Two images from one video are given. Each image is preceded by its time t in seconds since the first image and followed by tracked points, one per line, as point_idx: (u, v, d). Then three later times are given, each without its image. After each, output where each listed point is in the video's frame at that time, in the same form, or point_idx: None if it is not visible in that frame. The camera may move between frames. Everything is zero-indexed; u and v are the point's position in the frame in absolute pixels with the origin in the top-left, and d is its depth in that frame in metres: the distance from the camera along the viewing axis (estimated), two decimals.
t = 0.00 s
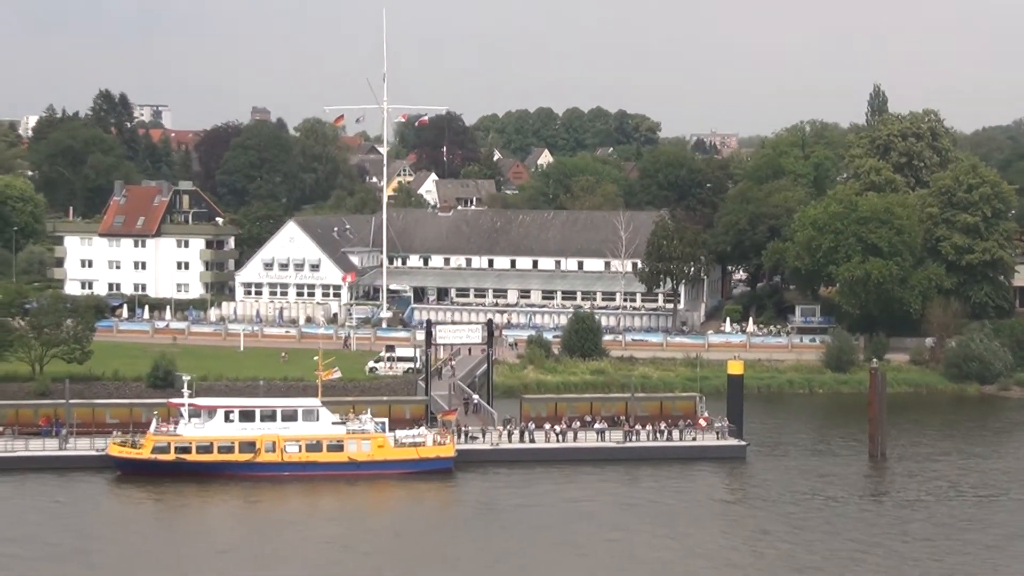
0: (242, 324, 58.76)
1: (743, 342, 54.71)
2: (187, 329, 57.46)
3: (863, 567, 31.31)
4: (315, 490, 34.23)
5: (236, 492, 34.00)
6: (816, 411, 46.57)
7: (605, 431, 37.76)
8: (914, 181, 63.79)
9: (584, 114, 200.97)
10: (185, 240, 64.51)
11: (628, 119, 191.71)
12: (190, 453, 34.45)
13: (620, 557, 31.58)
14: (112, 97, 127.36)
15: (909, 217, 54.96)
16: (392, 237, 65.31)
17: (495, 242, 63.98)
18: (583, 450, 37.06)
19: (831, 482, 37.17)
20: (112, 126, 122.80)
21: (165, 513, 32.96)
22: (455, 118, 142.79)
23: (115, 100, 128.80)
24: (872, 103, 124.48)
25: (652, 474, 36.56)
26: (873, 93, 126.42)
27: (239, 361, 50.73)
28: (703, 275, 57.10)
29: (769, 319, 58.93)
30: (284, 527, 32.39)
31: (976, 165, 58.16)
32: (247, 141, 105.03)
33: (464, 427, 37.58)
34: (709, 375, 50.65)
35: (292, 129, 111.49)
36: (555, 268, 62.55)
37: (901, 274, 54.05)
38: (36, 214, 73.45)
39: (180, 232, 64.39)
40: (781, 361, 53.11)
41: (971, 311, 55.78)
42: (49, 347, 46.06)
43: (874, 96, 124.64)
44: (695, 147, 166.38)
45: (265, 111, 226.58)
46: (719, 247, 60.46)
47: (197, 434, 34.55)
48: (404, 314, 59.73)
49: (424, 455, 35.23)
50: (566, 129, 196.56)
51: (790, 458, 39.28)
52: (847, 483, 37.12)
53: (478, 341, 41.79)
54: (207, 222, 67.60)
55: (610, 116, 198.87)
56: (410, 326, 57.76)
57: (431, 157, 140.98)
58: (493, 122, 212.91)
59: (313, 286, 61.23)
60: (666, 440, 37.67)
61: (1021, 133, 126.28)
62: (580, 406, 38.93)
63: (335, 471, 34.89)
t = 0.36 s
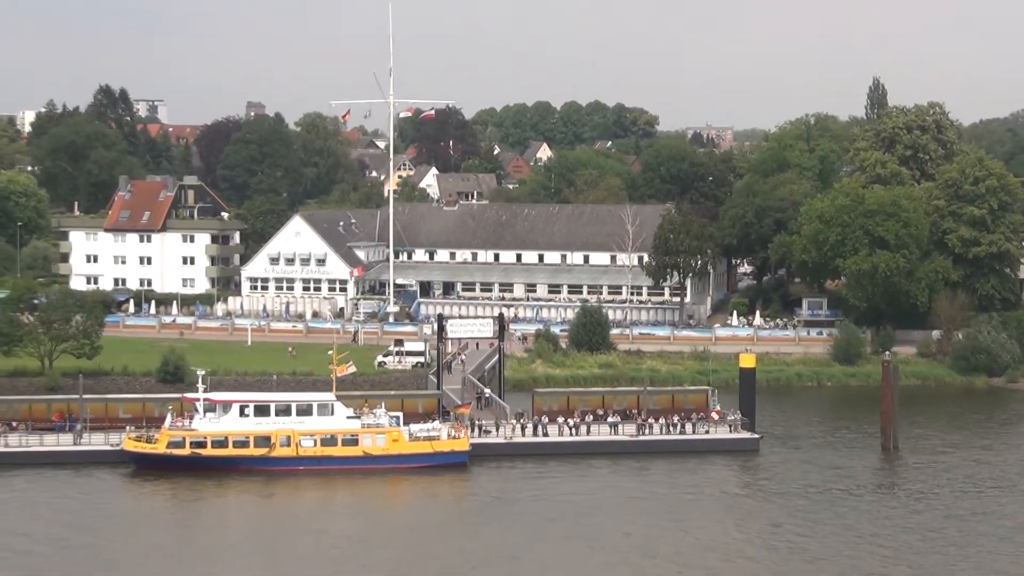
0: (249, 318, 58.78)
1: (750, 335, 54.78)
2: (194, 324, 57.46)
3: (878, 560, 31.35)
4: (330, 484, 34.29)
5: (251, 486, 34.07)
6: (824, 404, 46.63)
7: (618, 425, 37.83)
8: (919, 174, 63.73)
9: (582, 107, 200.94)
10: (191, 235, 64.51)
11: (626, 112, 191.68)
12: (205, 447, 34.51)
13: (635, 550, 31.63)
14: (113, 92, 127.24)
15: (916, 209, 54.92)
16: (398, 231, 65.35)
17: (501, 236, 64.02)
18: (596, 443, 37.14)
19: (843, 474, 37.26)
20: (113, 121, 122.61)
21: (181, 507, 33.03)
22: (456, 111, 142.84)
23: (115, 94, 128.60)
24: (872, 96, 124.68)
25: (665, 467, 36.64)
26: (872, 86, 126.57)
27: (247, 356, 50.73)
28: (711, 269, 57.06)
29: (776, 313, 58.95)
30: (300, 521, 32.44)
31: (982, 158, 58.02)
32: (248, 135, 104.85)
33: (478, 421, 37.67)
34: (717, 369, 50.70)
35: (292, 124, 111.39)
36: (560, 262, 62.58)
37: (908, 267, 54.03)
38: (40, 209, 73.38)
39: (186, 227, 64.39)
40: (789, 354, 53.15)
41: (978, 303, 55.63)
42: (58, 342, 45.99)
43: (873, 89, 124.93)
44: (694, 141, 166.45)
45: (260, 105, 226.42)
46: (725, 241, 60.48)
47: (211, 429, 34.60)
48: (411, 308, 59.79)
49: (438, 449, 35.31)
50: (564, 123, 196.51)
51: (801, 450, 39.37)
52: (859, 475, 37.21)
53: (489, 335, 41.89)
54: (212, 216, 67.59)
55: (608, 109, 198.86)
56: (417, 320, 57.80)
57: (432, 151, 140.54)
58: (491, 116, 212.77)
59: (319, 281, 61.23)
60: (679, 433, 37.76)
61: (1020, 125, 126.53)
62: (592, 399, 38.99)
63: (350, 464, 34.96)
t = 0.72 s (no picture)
0: (253, 308, 58.77)
1: (754, 324, 54.89)
2: (198, 314, 57.44)
3: (890, 548, 31.46)
4: (342, 473, 34.40)
5: (263, 475, 34.17)
6: (830, 393, 46.77)
7: (627, 414, 37.94)
8: (921, 164, 63.73)
9: (576, 97, 200.86)
10: (193, 225, 64.53)
11: (621, 102, 191.49)
12: (216, 437, 34.59)
13: (647, 539, 31.71)
14: (110, 82, 127.00)
15: (920, 199, 54.91)
16: (401, 221, 65.39)
17: (503, 226, 64.05)
18: (606, 432, 37.26)
19: (851, 462, 37.39)
20: (110, 110, 122.36)
21: (193, 497, 33.08)
22: (453, 101, 142.76)
23: (112, 84, 128.33)
24: (868, 86, 124.74)
25: (674, 456, 36.78)
26: (868, 74, 126.61)
27: (253, 345, 50.80)
28: (714, 258, 57.11)
29: (778, 302, 59.03)
30: (312, 511, 32.50)
31: (985, 147, 58.00)
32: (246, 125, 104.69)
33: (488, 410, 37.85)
34: (722, 358, 50.78)
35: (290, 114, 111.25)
36: (563, 252, 62.64)
37: (912, 257, 54.09)
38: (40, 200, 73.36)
39: (188, 217, 64.42)
40: (792, 343, 53.25)
41: (980, 292, 55.67)
42: (64, 332, 45.96)
43: (868, 78, 124.93)
44: (690, 130, 166.49)
45: (254, 95, 226.01)
46: (728, 230, 60.54)
47: (223, 418, 34.67)
48: (414, 297, 59.82)
49: (449, 438, 35.44)
50: (559, 112, 196.34)
51: (809, 439, 39.50)
52: (868, 464, 37.33)
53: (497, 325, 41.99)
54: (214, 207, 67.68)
55: (603, 99, 198.74)
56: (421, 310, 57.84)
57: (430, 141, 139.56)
58: (486, 106, 212.59)
59: (322, 270, 61.24)
60: (688, 423, 37.87)
61: (1014, 115, 126.67)
62: (600, 389, 38.93)
63: (361, 454, 35.06)
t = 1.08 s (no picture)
0: (263, 295, 58.81)
1: (763, 312, 55.05)
2: (208, 301, 57.50)
3: (907, 535, 31.57)
4: (360, 460, 34.57)
5: (282, 462, 34.34)
6: (841, 380, 46.84)
7: (643, 401, 38.01)
8: (930, 151, 63.65)
9: (578, 85, 200.66)
10: (202, 212, 64.42)
11: (623, 89, 191.24)
12: (235, 424, 34.76)
13: (666, 527, 31.80)
14: (114, 69, 126.92)
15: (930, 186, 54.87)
16: (410, 208, 65.45)
17: (513, 213, 64.08)
18: (622, 420, 37.40)
19: (867, 449, 37.50)
20: (115, 97, 122.30)
21: (211, 483, 33.17)
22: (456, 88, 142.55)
23: (116, 71, 128.30)
24: (871, 73, 124.59)
25: (690, 443, 36.90)
26: (871, 61, 126.45)
27: (265, 332, 50.92)
28: (724, 245, 57.16)
29: (789, 290, 59.05)
30: (331, 497, 32.62)
31: (995, 135, 57.90)
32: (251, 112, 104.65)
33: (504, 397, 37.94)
34: (733, 345, 50.84)
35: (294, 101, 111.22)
36: (572, 239, 62.68)
37: (922, 244, 54.12)
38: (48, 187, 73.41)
39: (197, 204, 64.25)
40: (803, 330, 53.33)
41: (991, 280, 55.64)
42: (77, 320, 45.99)
43: (872, 65, 124.81)
44: (692, 118, 166.35)
45: (253, 82, 225.84)
46: (737, 218, 60.54)
47: (242, 405, 34.84)
48: (423, 285, 59.91)
49: (467, 425, 35.58)
50: (561, 100, 196.08)
51: (824, 426, 39.60)
52: (883, 451, 37.44)
53: (511, 311, 42.08)
54: (224, 193, 67.63)
55: (605, 87, 198.52)
56: (431, 297, 57.92)
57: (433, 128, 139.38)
58: (488, 93, 212.37)
59: (331, 258, 61.26)
60: (704, 410, 37.96)
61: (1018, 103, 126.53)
62: (615, 375, 39.14)
63: (379, 441, 35.25)
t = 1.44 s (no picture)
0: (298, 284, 59.03)
1: (799, 304, 55.02)
2: (244, 288, 57.74)
3: (949, 527, 31.53)
4: (402, 449, 34.79)
5: (323, 450, 34.56)
6: (879, 372, 46.76)
7: (684, 392, 38.11)
8: (965, 144, 63.36)
9: (606, 75, 200.36)
10: (238, 200, 64.63)
11: (652, 80, 190.78)
12: (278, 411, 34.99)
13: (708, 517, 31.89)
14: (146, 57, 127.30)
15: (967, 179, 54.60)
16: (445, 198, 65.58)
17: (547, 204, 64.16)
18: (662, 411, 37.54)
19: (907, 441, 37.47)
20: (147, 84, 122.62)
21: (255, 471, 33.40)
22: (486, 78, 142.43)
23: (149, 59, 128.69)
24: (903, 66, 124.01)
25: (730, 434, 36.98)
26: (903, 54, 125.81)
27: (302, 320, 51.21)
28: (759, 237, 57.08)
29: (823, 282, 58.92)
30: (372, 485, 32.81)
31: None
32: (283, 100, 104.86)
33: (545, 387, 38.11)
34: (770, 337, 50.80)
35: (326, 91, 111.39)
36: (607, 230, 62.71)
37: (958, 238, 53.92)
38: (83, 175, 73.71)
39: (233, 192, 64.60)
40: (838, 322, 53.24)
41: None
42: (117, 307, 46.16)
43: (903, 57, 124.21)
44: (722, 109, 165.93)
45: (280, 71, 226.36)
46: (772, 210, 60.45)
47: (285, 393, 35.06)
48: (458, 275, 60.10)
49: (508, 415, 35.78)
50: (590, 90, 195.79)
51: (864, 419, 39.57)
52: (923, 443, 37.41)
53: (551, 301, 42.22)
54: (259, 181, 67.98)
55: (634, 77, 198.17)
56: (467, 287, 58.07)
57: (464, 118, 139.40)
58: (517, 83, 212.23)
59: (367, 246, 61.49)
60: (744, 402, 38.07)
61: None
62: (654, 366, 39.23)
63: (421, 430, 35.48)
